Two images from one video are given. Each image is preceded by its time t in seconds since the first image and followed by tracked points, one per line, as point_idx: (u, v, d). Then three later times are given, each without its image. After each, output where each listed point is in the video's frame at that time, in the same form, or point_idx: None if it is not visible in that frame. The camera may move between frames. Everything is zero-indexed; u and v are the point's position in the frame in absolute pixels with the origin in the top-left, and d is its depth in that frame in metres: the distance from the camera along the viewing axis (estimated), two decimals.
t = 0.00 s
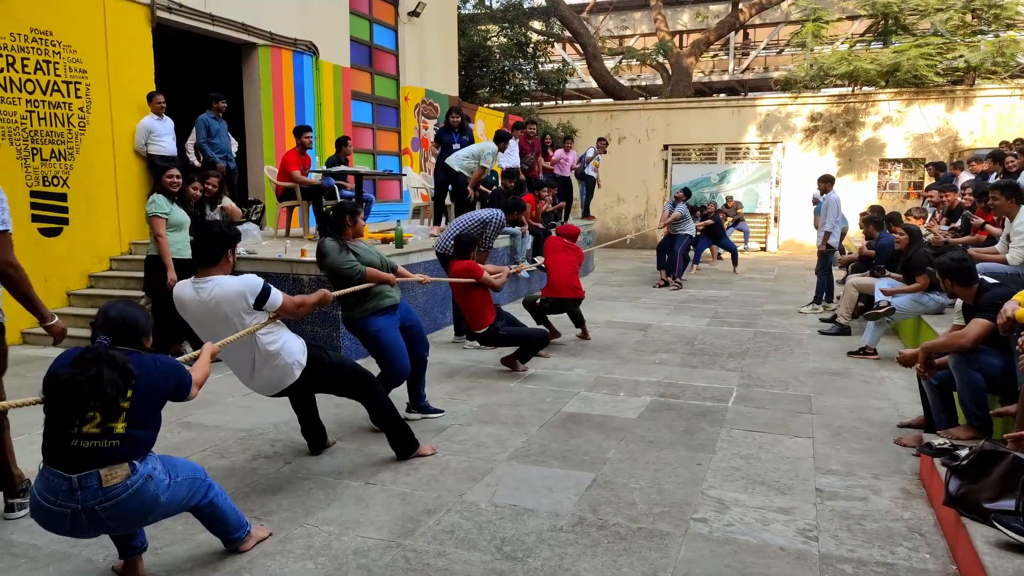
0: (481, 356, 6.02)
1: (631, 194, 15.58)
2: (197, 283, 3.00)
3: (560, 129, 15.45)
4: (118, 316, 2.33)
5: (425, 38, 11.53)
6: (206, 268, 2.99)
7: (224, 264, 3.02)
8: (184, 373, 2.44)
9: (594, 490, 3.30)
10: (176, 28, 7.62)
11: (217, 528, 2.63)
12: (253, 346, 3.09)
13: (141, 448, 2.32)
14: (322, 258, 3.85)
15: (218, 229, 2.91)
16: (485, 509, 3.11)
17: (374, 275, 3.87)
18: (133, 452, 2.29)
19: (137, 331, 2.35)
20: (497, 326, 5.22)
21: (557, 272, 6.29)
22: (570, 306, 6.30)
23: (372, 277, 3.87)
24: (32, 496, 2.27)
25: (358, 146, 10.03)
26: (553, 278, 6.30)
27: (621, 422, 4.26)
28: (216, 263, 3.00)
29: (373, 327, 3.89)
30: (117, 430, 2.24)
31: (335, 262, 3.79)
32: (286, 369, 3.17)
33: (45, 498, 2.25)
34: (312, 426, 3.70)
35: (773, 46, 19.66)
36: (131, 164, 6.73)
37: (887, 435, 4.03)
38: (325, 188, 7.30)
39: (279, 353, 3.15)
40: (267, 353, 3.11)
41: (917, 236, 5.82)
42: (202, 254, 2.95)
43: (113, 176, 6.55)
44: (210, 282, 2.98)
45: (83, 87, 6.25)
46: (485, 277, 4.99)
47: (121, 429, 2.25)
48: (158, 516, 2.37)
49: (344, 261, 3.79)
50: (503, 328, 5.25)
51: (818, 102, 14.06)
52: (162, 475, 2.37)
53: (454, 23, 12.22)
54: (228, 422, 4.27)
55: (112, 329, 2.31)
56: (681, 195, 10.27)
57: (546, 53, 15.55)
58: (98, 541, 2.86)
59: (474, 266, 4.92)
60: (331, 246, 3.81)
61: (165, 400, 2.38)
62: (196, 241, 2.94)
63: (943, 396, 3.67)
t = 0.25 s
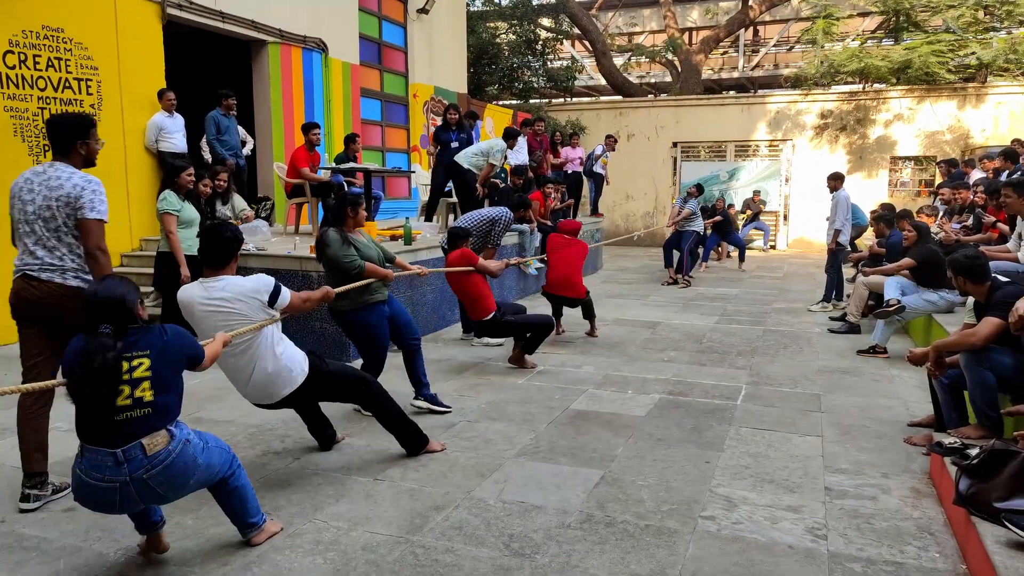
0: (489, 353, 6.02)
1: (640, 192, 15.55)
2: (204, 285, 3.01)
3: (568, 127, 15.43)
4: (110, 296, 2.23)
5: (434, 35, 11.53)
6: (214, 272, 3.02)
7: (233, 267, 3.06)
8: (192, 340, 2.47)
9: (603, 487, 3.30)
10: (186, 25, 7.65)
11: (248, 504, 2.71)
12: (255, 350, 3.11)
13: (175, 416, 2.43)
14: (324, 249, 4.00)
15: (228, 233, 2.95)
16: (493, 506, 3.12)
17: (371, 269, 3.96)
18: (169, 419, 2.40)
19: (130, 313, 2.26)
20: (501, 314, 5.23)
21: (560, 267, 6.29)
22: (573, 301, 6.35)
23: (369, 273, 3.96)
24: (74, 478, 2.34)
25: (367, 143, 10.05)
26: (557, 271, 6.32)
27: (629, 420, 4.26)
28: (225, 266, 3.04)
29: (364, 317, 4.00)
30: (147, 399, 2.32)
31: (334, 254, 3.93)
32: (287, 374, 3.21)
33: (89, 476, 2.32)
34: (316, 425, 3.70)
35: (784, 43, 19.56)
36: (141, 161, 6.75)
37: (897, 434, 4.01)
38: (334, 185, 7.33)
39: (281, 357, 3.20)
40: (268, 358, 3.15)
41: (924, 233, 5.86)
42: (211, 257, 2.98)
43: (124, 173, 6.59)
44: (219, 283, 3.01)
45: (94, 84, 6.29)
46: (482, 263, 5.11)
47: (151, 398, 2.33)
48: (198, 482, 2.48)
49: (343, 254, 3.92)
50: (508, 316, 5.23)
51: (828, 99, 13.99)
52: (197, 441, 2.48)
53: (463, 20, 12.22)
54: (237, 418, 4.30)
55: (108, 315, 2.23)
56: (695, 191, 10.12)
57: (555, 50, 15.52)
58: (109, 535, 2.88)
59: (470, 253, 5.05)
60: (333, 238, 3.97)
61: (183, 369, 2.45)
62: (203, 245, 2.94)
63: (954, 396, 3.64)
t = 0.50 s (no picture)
0: (496, 351, 6.03)
1: (647, 190, 15.51)
2: (228, 261, 3.18)
3: (575, 124, 15.41)
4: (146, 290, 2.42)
5: (442, 33, 11.53)
6: (240, 250, 3.19)
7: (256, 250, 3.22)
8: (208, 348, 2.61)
9: (609, 485, 3.31)
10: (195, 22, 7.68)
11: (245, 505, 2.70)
12: (258, 336, 3.18)
13: (175, 409, 2.47)
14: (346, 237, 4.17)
15: (256, 214, 3.14)
16: (500, 503, 3.13)
17: (386, 269, 4.11)
18: (169, 410, 2.44)
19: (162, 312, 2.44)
20: (498, 314, 5.27)
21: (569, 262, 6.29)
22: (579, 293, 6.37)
23: (384, 272, 4.12)
24: (70, 459, 2.35)
25: (375, 141, 10.07)
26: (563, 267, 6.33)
27: (636, 418, 4.26)
28: (249, 247, 3.20)
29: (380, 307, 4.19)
30: (158, 387, 2.39)
31: (355, 245, 4.10)
32: (280, 365, 3.25)
33: (85, 458, 2.34)
34: (317, 409, 3.80)
35: (792, 40, 19.47)
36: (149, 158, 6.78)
37: (905, 433, 4.00)
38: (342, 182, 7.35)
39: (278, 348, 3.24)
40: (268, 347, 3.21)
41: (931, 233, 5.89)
42: (239, 236, 3.15)
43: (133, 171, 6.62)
44: (241, 262, 3.17)
45: (104, 82, 6.32)
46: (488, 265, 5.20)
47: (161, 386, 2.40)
48: (192, 478, 2.48)
49: (364, 247, 4.09)
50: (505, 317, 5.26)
51: (837, 97, 13.93)
52: (194, 436, 2.50)
53: (470, 18, 12.21)
54: (245, 414, 4.32)
55: (140, 303, 2.40)
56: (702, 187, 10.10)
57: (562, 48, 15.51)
58: (119, 529, 2.90)
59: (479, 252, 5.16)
60: (358, 229, 4.13)
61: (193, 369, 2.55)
62: (233, 224, 3.14)
63: (963, 395, 3.63)
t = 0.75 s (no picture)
0: (501, 351, 6.04)
1: (653, 190, 15.50)
2: (227, 258, 3.34)
3: (581, 124, 15.40)
4: (154, 292, 2.46)
5: (448, 33, 11.54)
6: (237, 247, 3.34)
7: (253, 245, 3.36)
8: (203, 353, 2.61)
9: (615, 486, 3.31)
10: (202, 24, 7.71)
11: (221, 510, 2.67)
12: (259, 328, 3.37)
13: (147, 412, 2.47)
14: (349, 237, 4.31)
15: (253, 210, 3.24)
16: (505, 503, 3.13)
17: (386, 268, 4.21)
18: (138, 413, 2.44)
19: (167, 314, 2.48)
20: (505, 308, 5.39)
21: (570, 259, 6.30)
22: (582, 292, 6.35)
23: (384, 271, 4.21)
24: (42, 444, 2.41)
25: (381, 142, 10.09)
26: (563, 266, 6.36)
27: (641, 418, 4.25)
28: (246, 244, 3.34)
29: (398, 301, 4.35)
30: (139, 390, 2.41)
31: (357, 245, 4.24)
32: (280, 355, 3.46)
33: (53, 446, 2.39)
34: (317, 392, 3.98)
35: (798, 40, 19.43)
36: (157, 159, 6.81)
37: (912, 434, 3.99)
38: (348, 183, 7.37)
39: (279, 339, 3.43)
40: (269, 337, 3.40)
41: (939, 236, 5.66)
42: (236, 233, 3.29)
43: (140, 171, 6.65)
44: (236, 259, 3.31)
45: (111, 83, 6.35)
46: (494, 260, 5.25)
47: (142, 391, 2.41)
48: (153, 480, 2.48)
49: (364, 248, 4.21)
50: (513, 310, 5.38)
51: (843, 97, 13.89)
52: (164, 442, 2.50)
53: (476, 18, 12.21)
54: (251, 414, 4.33)
55: (144, 306, 2.44)
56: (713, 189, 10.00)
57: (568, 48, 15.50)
58: (125, 528, 2.91)
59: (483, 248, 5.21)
60: (360, 231, 4.27)
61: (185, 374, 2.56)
62: (233, 223, 3.27)
63: (970, 397, 3.61)
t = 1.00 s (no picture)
0: (503, 347, 6.04)
1: (654, 187, 15.48)
2: (232, 252, 3.35)
3: (583, 121, 15.37)
4: (172, 283, 2.68)
5: (449, 29, 11.52)
6: (243, 240, 3.35)
7: (257, 238, 3.37)
8: (218, 342, 2.76)
9: (616, 482, 3.31)
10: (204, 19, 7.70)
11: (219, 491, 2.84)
12: (269, 318, 3.45)
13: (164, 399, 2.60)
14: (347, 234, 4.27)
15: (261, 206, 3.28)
16: (506, 499, 3.14)
17: (394, 261, 4.28)
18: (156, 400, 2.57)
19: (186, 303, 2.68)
20: (509, 300, 5.41)
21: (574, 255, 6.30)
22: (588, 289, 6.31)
23: (391, 264, 4.27)
24: (58, 423, 2.51)
25: (382, 138, 10.08)
26: (566, 265, 6.38)
27: (642, 415, 4.26)
28: (251, 236, 3.35)
29: (399, 293, 4.35)
30: (154, 375, 2.52)
31: (361, 243, 4.22)
32: (290, 346, 3.54)
33: (70, 426, 2.49)
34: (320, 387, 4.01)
35: (801, 37, 19.37)
36: (158, 154, 6.81)
37: (913, 431, 3.99)
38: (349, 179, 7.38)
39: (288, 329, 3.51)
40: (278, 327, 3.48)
41: (947, 230, 5.63)
42: (241, 226, 3.31)
43: (142, 167, 6.65)
44: (242, 253, 3.35)
45: (113, 78, 6.34)
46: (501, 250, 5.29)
47: (158, 376, 2.53)
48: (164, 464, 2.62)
49: (369, 244, 4.21)
50: (517, 302, 5.39)
51: (845, 94, 13.87)
52: (177, 428, 2.63)
53: (478, 15, 12.19)
54: (253, 410, 4.34)
55: (166, 295, 2.64)
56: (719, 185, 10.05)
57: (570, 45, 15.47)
58: (127, 523, 2.92)
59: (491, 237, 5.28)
60: (362, 230, 4.23)
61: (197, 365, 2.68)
62: (240, 216, 3.29)
63: (971, 394, 3.61)
